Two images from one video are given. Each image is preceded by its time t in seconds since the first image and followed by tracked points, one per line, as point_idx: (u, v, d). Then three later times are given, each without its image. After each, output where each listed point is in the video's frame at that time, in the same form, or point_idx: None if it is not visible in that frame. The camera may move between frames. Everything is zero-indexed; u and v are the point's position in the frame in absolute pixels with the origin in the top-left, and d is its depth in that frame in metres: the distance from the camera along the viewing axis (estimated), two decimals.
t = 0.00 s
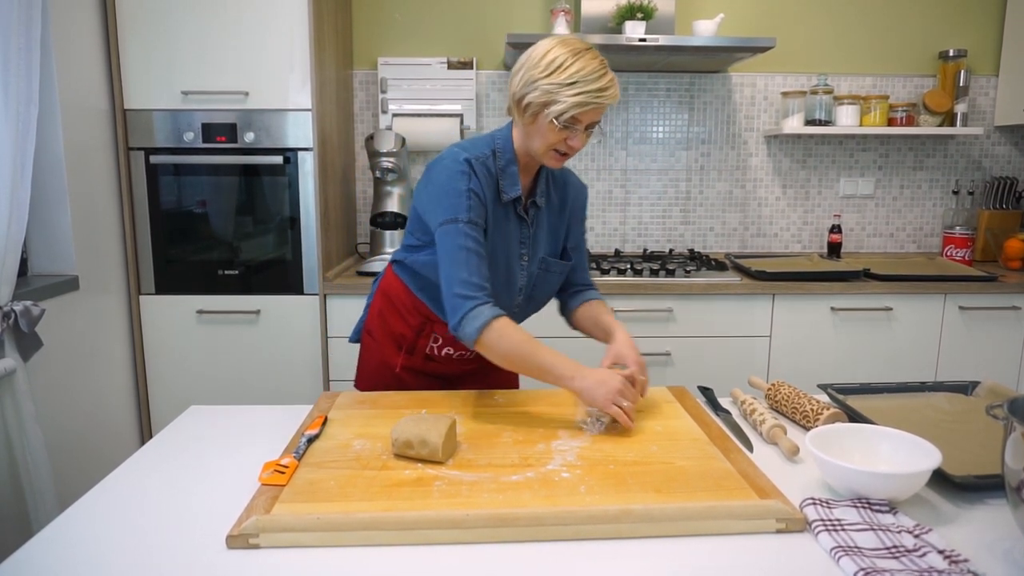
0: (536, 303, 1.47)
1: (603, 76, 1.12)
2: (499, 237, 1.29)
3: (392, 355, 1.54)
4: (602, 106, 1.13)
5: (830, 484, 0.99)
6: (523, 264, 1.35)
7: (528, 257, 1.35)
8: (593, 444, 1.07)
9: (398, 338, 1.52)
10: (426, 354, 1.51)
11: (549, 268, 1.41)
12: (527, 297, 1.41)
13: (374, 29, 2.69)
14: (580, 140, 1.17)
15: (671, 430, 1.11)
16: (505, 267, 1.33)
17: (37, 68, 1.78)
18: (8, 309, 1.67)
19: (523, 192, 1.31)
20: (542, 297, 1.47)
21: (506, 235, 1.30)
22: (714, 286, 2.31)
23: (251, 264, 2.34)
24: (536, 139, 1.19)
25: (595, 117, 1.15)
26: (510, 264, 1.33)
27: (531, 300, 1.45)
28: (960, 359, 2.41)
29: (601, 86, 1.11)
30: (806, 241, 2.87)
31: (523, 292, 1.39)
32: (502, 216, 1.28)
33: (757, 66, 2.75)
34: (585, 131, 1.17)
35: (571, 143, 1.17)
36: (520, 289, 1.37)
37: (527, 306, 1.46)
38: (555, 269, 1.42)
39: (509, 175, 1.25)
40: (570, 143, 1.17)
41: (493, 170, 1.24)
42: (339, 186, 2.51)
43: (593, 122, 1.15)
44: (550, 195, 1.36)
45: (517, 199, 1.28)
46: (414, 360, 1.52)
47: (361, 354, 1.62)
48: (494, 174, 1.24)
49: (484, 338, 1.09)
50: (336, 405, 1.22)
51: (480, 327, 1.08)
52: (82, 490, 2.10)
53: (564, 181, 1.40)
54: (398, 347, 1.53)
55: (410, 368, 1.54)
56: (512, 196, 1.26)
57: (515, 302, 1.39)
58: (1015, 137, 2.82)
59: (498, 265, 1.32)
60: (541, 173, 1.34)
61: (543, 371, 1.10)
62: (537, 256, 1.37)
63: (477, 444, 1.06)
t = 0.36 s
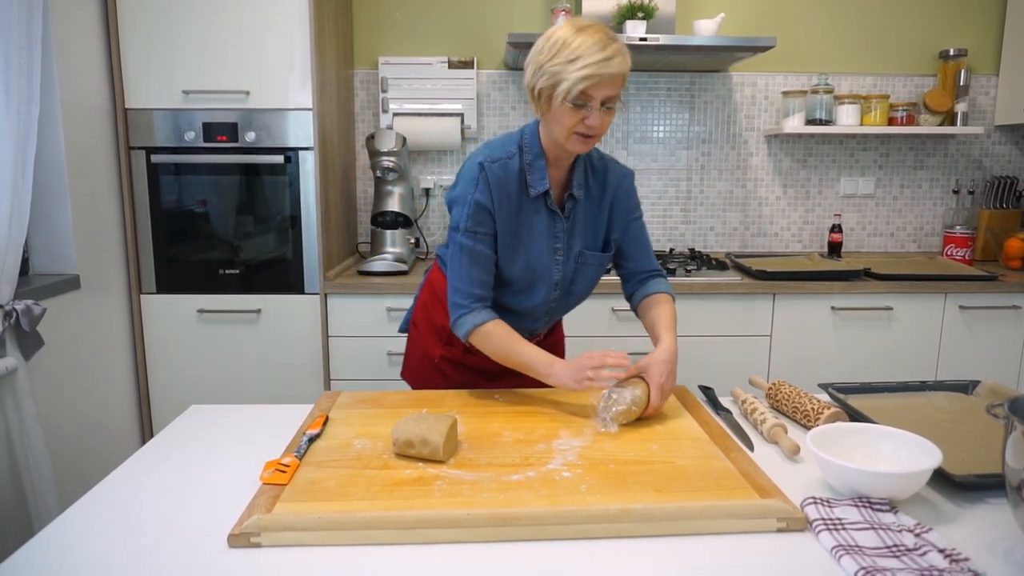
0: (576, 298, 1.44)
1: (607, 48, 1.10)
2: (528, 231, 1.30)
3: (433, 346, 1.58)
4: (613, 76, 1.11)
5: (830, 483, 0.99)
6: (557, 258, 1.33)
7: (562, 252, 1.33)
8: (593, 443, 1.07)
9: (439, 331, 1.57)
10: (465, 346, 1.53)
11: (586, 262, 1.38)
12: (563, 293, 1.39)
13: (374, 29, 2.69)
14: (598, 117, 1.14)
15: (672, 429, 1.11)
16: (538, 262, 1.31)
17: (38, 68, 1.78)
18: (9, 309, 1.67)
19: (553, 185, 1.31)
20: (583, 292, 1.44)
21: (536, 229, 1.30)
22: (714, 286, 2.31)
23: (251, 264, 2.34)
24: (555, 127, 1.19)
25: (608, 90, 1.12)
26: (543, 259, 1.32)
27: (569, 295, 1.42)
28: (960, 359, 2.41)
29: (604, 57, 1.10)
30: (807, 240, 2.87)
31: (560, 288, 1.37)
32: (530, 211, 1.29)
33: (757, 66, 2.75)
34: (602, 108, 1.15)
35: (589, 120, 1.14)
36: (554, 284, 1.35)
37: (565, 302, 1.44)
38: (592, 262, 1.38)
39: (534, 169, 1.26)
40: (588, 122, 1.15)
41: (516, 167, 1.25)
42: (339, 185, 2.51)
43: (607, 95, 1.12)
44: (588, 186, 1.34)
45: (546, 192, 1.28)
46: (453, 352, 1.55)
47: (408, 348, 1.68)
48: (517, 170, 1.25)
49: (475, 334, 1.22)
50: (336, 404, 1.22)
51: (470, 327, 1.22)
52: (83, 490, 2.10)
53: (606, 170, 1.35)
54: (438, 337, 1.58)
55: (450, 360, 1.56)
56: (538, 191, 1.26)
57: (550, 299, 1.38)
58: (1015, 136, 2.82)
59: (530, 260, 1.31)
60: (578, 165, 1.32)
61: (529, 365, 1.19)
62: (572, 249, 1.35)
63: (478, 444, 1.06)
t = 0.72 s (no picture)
0: (592, 297, 1.43)
1: (543, 16, 1.17)
2: (537, 230, 1.31)
3: (453, 341, 1.62)
4: (553, 35, 1.15)
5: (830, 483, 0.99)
6: (565, 257, 1.33)
7: (571, 249, 1.33)
8: (594, 444, 1.07)
9: (460, 326, 1.60)
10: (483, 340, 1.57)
11: (599, 260, 1.36)
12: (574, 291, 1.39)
13: (374, 30, 2.69)
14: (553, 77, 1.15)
15: (672, 429, 1.11)
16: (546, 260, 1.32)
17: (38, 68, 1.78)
18: (9, 309, 1.67)
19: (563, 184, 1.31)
20: (598, 292, 1.43)
21: (545, 228, 1.31)
22: (714, 287, 2.31)
23: (251, 265, 2.34)
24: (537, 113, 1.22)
25: (553, 48, 1.15)
26: (551, 257, 1.33)
27: (583, 295, 1.41)
28: (960, 359, 2.41)
29: (537, 22, 1.16)
30: (807, 241, 2.87)
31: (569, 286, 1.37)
32: (538, 211, 1.30)
33: (757, 67, 2.75)
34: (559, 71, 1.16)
35: (548, 84, 1.15)
36: (563, 282, 1.36)
37: (580, 301, 1.42)
38: (606, 260, 1.37)
39: (539, 167, 1.27)
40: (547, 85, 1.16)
41: (519, 169, 1.27)
42: (339, 186, 2.51)
43: (554, 54, 1.15)
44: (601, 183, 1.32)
45: (552, 191, 1.28)
46: (472, 347, 1.59)
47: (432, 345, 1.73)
48: (523, 170, 1.27)
49: (502, 339, 1.26)
50: (336, 405, 1.22)
51: (496, 333, 1.26)
52: (83, 491, 2.10)
53: (618, 166, 1.33)
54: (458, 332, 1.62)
55: (469, 355, 1.59)
56: (542, 189, 1.27)
57: (564, 296, 1.39)
58: (1015, 137, 2.82)
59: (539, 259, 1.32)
60: (588, 161, 1.30)
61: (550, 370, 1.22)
62: (584, 247, 1.35)
63: (478, 444, 1.06)
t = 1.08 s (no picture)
0: (586, 294, 1.42)
1: (516, 38, 1.13)
2: (525, 221, 1.33)
3: (453, 335, 1.63)
4: (525, 64, 1.13)
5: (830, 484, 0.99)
6: (554, 250, 1.34)
7: (561, 243, 1.34)
8: (593, 444, 1.07)
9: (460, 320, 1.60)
10: (483, 338, 1.56)
11: (590, 255, 1.36)
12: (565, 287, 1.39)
13: (374, 30, 2.69)
14: (536, 105, 1.16)
15: (672, 430, 1.11)
16: (533, 252, 1.33)
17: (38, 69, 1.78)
18: (9, 310, 1.66)
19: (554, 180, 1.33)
20: (592, 289, 1.42)
21: (533, 220, 1.33)
22: (714, 287, 2.31)
23: (251, 265, 2.34)
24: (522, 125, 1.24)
25: (532, 77, 1.14)
26: (539, 250, 1.34)
27: (575, 290, 1.41)
28: (960, 359, 2.41)
29: (512, 49, 1.13)
30: (807, 241, 2.87)
31: (558, 280, 1.37)
32: (526, 202, 1.32)
33: (757, 66, 2.75)
34: (538, 95, 1.16)
35: (530, 112, 1.17)
36: (552, 275, 1.36)
37: (573, 297, 1.42)
38: (598, 256, 1.36)
39: (527, 159, 1.31)
40: (530, 112, 1.18)
41: (509, 161, 1.30)
42: (339, 186, 2.51)
43: (528, 82, 1.14)
44: (593, 179, 1.33)
45: (539, 184, 1.31)
46: (472, 342, 1.58)
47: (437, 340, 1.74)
48: (512, 160, 1.31)
49: (485, 320, 1.28)
50: (336, 405, 1.22)
51: (479, 313, 1.28)
52: (83, 491, 2.10)
53: (612, 163, 1.34)
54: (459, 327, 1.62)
55: (468, 351, 1.59)
56: (529, 182, 1.30)
57: (554, 291, 1.38)
58: (1016, 136, 2.82)
59: (526, 250, 1.33)
60: (581, 158, 1.32)
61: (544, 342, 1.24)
62: (574, 242, 1.35)
63: (478, 444, 1.07)
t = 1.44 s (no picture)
0: (557, 291, 1.42)
1: (495, 41, 1.12)
2: (490, 220, 1.34)
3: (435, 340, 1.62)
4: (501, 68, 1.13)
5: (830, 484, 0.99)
6: (521, 247, 1.35)
7: (528, 240, 1.35)
8: (593, 444, 1.07)
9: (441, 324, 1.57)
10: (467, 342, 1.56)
11: (558, 251, 1.37)
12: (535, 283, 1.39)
13: (374, 30, 2.69)
14: (504, 109, 1.17)
15: (672, 430, 1.11)
16: (500, 250, 1.34)
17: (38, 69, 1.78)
18: (9, 310, 1.66)
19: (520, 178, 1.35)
20: (563, 285, 1.42)
21: (498, 218, 1.33)
22: (714, 287, 2.31)
23: (251, 265, 2.34)
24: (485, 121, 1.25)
25: (504, 82, 1.14)
26: (505, 247, 1.34)
27: (546, 287, 1.41)
28: (961, 359, 2.41)
29: (489, 51, 1.12)
30: (807, 241, 2.87)
31: (527, 277, 1.37)
32: (490, 201, 1.33)
33: (757, 66, 2.75)
34: (509, 99, 1.17)
35: (499, 114, 1.18)
36: (520, 272, 1.37)
37: (545, 295, 1.41)
38: (565, 252, 1.37)
39: (490, 157, 1.32)
40: (497, 114, 1.19)
41: (473, 159, 1.32)
42: (339, 186, 2.51)
43: (502, 86, 1.14)
44: (559, 175, 1.34)
45: (504, 182, 1.32)
46: (455, 347, 1.57)
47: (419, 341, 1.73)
48: (476, 159, 1.32)
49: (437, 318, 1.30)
50: (336, 405, 1.22)
51: (435, 309, 1.30)
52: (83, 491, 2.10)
53: (579, 160, 1.36)
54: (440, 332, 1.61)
55: (451, 355, 1.58)
56: (493, 179, 1.32)
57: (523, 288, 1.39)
58: (1016, 136, 2.82)
59: (493, 248, 1.34)
60: (546, 155, 1.33)
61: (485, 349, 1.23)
62: (541, 239, 1.36)
63: (478, 444, 1.07)
